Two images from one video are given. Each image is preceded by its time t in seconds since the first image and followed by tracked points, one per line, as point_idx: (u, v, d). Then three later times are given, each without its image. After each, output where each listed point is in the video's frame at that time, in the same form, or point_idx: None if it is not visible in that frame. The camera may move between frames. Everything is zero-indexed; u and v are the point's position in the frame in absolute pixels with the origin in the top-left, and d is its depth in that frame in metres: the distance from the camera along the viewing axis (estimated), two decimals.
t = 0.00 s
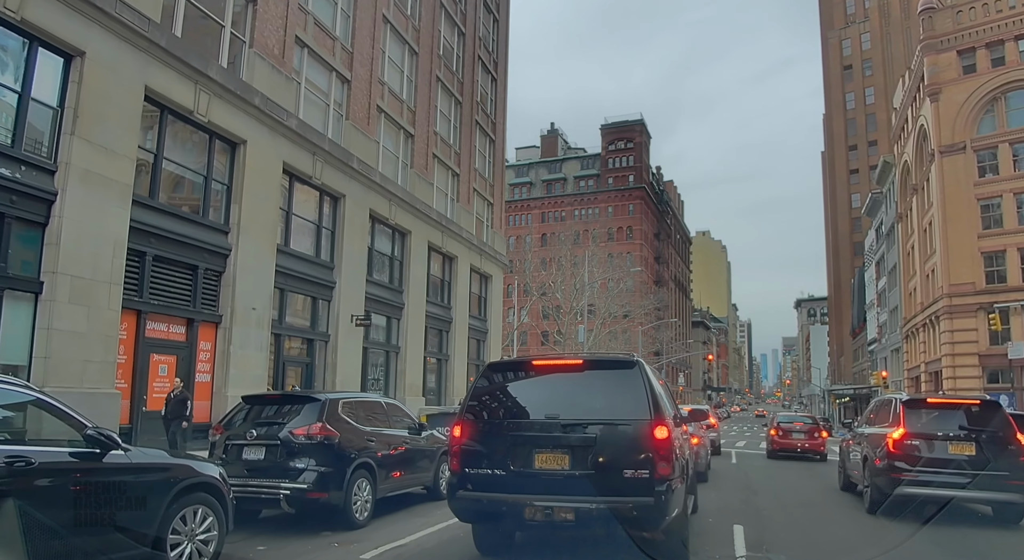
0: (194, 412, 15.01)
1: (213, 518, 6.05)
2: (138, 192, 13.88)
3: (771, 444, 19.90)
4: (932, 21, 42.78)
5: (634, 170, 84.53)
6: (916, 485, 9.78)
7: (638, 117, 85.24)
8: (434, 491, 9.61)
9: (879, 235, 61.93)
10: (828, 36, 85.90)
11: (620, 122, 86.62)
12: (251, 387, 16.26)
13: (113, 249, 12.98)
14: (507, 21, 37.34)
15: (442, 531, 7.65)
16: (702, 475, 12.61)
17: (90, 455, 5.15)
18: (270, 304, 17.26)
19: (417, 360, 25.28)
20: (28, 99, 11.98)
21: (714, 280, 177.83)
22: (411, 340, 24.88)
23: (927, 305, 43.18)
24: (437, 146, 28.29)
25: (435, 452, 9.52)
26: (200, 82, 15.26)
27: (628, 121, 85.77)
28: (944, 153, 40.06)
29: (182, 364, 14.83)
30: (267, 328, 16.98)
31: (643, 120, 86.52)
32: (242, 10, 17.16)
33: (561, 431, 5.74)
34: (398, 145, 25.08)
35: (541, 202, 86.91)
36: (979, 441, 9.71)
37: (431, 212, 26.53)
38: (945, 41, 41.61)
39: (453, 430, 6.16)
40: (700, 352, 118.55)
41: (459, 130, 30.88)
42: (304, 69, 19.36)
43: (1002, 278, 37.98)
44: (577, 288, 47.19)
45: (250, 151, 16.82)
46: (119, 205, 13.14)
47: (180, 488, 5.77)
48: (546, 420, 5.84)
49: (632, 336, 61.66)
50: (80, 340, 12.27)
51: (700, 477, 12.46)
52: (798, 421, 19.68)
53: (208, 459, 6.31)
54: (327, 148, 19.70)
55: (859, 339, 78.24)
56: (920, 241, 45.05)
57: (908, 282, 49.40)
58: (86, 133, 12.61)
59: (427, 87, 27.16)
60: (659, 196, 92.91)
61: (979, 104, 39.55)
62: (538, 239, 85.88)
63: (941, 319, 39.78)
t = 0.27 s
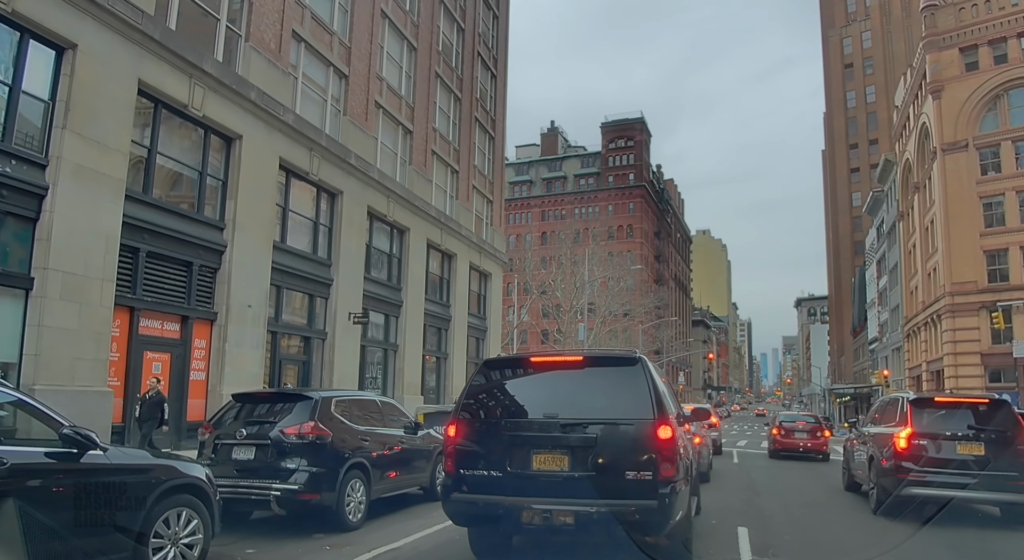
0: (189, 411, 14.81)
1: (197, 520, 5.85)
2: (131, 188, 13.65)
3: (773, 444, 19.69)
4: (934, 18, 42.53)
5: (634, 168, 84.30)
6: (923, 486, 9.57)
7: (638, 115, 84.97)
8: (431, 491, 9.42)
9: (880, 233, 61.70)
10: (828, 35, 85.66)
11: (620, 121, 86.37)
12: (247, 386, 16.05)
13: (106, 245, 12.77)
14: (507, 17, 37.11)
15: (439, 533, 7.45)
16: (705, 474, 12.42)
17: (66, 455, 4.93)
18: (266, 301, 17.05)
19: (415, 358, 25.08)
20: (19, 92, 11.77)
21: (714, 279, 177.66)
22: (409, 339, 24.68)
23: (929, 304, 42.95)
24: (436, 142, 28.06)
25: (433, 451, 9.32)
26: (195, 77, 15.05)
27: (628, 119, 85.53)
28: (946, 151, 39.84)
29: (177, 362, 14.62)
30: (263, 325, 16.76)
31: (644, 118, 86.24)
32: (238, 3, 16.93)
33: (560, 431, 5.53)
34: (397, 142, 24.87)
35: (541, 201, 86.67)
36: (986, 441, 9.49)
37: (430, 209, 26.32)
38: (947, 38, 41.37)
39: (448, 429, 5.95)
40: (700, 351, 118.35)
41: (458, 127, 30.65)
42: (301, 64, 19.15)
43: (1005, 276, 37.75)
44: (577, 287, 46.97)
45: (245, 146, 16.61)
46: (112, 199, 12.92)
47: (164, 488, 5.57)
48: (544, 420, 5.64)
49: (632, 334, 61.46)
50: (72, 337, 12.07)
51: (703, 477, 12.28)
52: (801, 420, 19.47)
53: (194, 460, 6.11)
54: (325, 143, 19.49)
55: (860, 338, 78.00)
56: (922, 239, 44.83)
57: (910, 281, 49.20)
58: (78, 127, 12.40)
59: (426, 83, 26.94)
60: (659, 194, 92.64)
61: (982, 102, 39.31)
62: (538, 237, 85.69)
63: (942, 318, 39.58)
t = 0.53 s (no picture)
0: (184, 410, 14.63)
1: (183, 524, 5.65)
2: (125, 184, 13.45)
3: (775, 443, 19.50)
4: (936, 16, 42.32)
5: (634, 168, 84.10)
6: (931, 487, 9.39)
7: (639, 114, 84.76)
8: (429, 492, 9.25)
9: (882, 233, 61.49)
10: (829, 34, 85.42)
11: (620, 120, 86.15)
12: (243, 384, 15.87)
13: (99, 241, 12.56)
14: (507, 15, 36.90)
15: (437, 535, 7.28)
16: (707, 475, 12.25)
17: (43, 456, 4.72)
18: (263, 299, 16.86)
19: (413, 357, 24.89)
20: (10, 86, 11.56)
21: (715, 279, 177.48)
22: (408, 337, 24.49)
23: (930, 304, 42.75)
24: (435, 140, 27.88)
25: (430, 451, 9.14)
26: (190, 72, 14.86)
27: (629, 118, 85.34)
28: (948, 149, 39.63)
29: (171, 361, 14.43)
30: (260, 323, 16.57)
31: (644, 117, 86.02)
32: None
33: (559, 432, 5.34)
34: (396, 139, 24.68)
35: (541, 200, 86.47)
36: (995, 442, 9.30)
37: (429, 207, 26.13)
38: (949, 36, 41.15)
39: (443, 429, 5.76)
40: (700, 350, 118.19)
41: (458, 125, 30.46)
42: (298, 59, 18.95)
43: (1008, 276, 37.56)
44: (576, 286, 46.76)
45: (242, 142, 16.41)
46: (105, 195, 12.72)
47: (148, 490, 5.40)
48: (542, 419, 5.45)
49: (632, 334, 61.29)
50: (65, 336, 11.88)
51: (705, 477, 12.11)
52: (804, 421, 19.31)
53: (181, 461, 5.93)
54: (322, 140, 19.30)
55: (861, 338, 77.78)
56: (924, 239, 44.64)
57: (911, 280, 49.00)
58: (71, 121, 12.20)
59: (425, 80, 26.75)
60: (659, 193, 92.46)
61: (984, 100, 39.12)
62: (538, 237, 85.49)
63: (944, 317, 39.38)
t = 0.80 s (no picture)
0: (179, 410, 14.47)
1: (169, 527, 5.51)
2: (119, 180, 13.29)
3: (777, 444, 19.35)
4: (938, 14, 42.13)
5: (634, 167, 83.94)
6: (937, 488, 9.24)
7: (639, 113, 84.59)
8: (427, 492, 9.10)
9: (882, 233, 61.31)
10: (829, 33, 85.19)
11: (620, 119, 85.98)
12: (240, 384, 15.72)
13: (93, 239, 12.40)
14: (507, 13, 36.72)
15: (434, 538, 7.13)
16: (709, 476, 12.11)
17: (23, 457, 4.56)
18: (260, 298, 16.70)
19: (412, 356, 24.73)
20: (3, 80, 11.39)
21: (715, 278, 177.33)
22: (407, 336, 24.34)
23: (932, 303, 42.60)
24: (434, 138, 27.72)
25: (428, 451, 8.99)
26: (186, 68, 14.70)
27: (629, 117, 85.18)
28: (949, 148, 39.45)
29: (166, 360, 14.28)
30: (256, 322, 16.41)
31: (644, 116, 85.84)
32: None
33: (559, 432, 5.18)
34: (395, 137, 24.52)
35: (541, 199, 86.31)
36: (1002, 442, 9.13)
37: (428, 206, 25.98)
38: (951, 35, 40.97)
39: (438, 430, 5.60)
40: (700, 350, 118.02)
41: (457, 123, 30.29)
42: (296, 56, 18.80)
43: (1009, 275, 37.39)
44: (576, 286, 46.56)
45: (238, 139, 16.26)
46: (99, 192, 12.56)
47: (134, 492, 5.27)
48: (540, 419, 5.30)
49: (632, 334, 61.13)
50: (58, 334, 11.72)
51: (707, 478, 11.96)
52: (806, 421, 19.16)
53: (168, 463, 5.79)
54: (320, 137, 19.14)
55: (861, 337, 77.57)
56: (925, 238, 44.48)
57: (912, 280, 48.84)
58: (64, 117, 12.04)
59: (424, 77, 26.59)
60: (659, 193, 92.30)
61: (985, 99, 38.96)
62: (538, 236, 85.33)
63: (946, 317, 39.23)
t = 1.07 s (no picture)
0: (175, 409, 14.34)
1: (157, 529, 5.39)
2: (114, 177, 13.16)
3: (778, 444, 19.25)
4: (940, 13, 41.99)
5: (635, 167, 83.80)
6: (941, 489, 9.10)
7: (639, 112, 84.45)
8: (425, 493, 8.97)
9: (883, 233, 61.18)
10: (830, 33, 85.04)
11: (621, 118, 85.86)
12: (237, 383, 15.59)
13: (88, 236, 12.27)
14: (507, 11, 36.58)
15: (431, 540, 7.01)
16: (710, 477, 12.00)
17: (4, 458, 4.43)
18: (257, 296, 16.56)
19: (411, 355, 24.61)
20: None
21: (715, 278, 177.21)
22: (406, 335, 24.22)
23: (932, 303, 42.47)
24: (434, 136, 27.59)
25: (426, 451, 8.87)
26: (183, 64, 14.57)
27: (629, 116, 85.06)
28: (951, 148, 39.28)
29: (162, 359, 14.14)
30: (254, 321, 16.29)
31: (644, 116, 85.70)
32: None
33: (559, 432, 5.06)
34: (394, 135, 24.39)
35: (541, 198, 86.14)
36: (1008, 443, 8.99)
37: (428, 204, 25.84)
38: (952, 34, 40.81)
39: (434, 430, 5.47)
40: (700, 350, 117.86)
41: (457, 121, 30.15)
42: (295, 53, 18.67)
43: (1011, 275, 37.24)
44: (576, 285, 46.40)
45: (236, 136, 16.13)
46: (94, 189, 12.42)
47: (121, 493, 5.14)
48: (539, 419, 5.17)
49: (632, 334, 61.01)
50: (52, 332, 11.59)
51: (708, 478, 11.85)
52: (807, 421, 19.05)
53: (157, 464, 5.67)
54: (319, 135, 19.01)
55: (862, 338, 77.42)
56: (926, 238, 44.35)
57: (913, 280, 48.72)
58: (59, 113, 11.91)
59: (423, 75, 26.47)
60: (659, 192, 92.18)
61: (987, 98, 38.82)
62: (538, 236, 85.17)
63: (947, 317, 39.12)
